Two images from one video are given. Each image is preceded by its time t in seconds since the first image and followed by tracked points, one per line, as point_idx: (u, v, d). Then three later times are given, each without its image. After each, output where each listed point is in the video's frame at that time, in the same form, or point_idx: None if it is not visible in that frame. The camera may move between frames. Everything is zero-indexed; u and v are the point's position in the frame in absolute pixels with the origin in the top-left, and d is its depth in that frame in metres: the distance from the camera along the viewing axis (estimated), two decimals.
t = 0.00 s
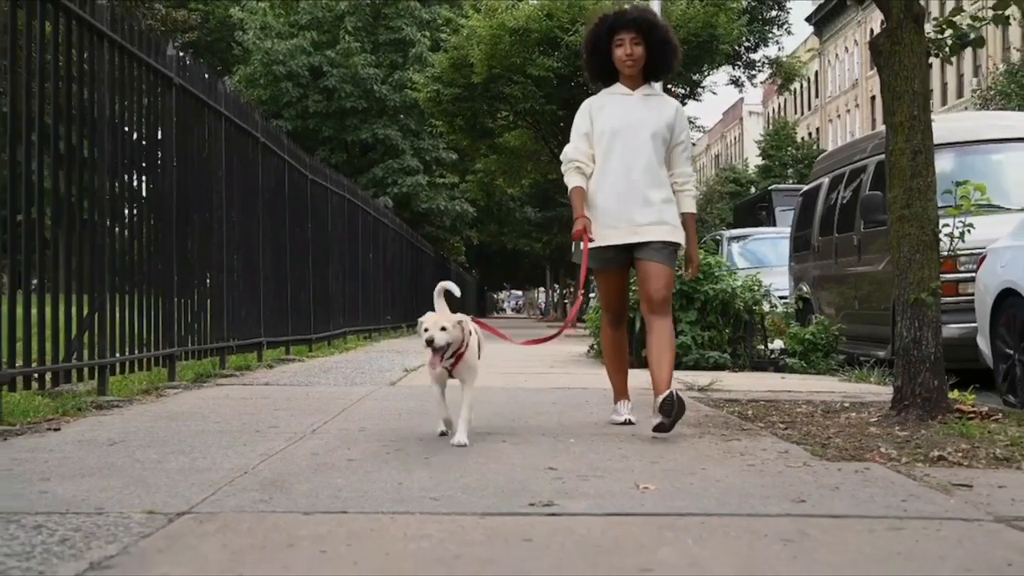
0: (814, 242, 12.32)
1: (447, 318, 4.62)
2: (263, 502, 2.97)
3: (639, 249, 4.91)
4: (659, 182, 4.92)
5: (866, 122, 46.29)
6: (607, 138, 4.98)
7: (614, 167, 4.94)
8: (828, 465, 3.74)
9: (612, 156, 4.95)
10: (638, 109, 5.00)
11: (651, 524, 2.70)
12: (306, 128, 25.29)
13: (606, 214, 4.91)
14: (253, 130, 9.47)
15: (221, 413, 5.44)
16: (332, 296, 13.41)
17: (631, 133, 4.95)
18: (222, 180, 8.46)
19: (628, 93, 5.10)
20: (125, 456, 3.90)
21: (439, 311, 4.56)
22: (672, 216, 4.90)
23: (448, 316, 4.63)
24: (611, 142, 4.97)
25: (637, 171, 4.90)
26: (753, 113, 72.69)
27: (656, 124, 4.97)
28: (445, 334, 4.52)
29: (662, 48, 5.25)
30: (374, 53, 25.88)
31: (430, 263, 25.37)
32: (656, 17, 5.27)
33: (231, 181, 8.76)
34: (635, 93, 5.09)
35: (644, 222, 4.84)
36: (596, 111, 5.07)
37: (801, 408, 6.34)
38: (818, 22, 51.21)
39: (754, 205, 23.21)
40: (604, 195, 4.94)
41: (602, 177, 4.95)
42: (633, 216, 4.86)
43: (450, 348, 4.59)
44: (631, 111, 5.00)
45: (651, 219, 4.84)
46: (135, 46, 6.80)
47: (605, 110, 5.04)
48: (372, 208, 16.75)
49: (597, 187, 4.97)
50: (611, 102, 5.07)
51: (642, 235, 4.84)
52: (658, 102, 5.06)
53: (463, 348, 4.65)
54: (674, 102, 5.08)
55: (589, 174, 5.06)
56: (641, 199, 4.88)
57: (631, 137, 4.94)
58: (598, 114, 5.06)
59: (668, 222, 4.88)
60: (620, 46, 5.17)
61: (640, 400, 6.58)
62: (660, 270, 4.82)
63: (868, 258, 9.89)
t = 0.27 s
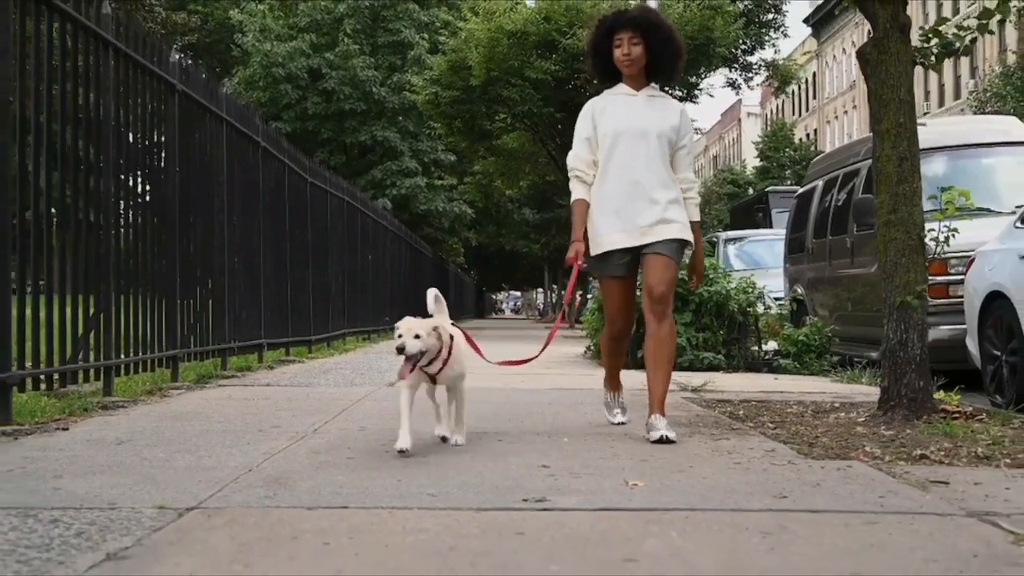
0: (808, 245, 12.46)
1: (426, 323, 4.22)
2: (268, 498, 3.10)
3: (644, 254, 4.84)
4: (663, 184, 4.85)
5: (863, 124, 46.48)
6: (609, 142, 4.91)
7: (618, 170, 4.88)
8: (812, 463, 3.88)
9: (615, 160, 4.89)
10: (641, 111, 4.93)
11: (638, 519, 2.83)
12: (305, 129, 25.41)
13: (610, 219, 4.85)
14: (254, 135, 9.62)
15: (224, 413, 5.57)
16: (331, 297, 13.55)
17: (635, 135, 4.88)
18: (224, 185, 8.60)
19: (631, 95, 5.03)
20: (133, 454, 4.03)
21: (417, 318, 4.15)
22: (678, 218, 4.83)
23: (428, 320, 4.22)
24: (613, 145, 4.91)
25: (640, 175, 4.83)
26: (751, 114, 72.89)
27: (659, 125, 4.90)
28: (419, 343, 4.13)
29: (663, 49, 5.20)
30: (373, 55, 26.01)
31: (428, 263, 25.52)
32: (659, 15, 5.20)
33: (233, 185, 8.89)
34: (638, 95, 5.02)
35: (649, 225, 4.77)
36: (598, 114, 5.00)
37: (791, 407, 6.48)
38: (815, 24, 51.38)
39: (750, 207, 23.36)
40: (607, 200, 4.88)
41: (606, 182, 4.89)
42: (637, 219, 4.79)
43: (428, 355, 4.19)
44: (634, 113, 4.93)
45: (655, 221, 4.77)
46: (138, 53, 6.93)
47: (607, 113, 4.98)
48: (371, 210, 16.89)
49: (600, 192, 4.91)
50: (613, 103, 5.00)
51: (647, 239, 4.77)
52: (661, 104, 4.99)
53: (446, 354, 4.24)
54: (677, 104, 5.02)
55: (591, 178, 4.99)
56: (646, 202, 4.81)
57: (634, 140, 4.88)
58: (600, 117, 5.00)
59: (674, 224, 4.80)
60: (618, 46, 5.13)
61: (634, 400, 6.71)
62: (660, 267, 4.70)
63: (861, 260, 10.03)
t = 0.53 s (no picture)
0: (804, 247, 12.60)
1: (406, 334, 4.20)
2: (277, 496, 3.24)
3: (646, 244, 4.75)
4: (667, 172, 4.76)
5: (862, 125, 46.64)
6: (611, 128, 4.81)
7: (620, 157, 4.77)
8: (800, 463, 4.02)
9: (617, 146, 4.78)
10: (645, 97, 4.82)
11: (631, 516, 2.97)
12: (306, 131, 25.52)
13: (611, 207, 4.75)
14: (257, 139, 9.75)
15: (230, 414, 5.70)
16: (333, 298, 13.69)
17: (638, 121, 4.78)
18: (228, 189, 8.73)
19: (634, 80, 4.92)
20: (143, 454, 4.16)
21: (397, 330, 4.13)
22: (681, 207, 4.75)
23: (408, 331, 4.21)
24: (616, 131, 4.80)
25: (644, 162, 4.73)
26: (751, 115, 73.08)
27: (663, 112, 4.79)
28: (397, 354, 4.12)
29: (664, 32, 5.00)
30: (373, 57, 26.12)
31: (428, 264, 25.67)
32: None
33: (236, 190, 9.02)
34: (642, 80, 4.91)
35: (652, 213, 4.68)
36: (602, 99, 4.89)
37: (784, 408, 6.61)
38: (814, 25, 51.52)
39: (748, 208, 23.50)
40: (609, 187, 4.77)
41: (607, 169, 4.79)
42: (640, 207, 4.69)
43: (405, 367, 4.18)
44: (637, 98, 4.82)
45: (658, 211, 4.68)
46: (145, 61, 7.06)
47: (610, 98, 4.87)
48: (371, 212, 17.01)
49: (602, 179, 4.81)
50: (617, 88, 4.89)
51: (649, 227, 4.67)
52: (666, 89, 4.88)
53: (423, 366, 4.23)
54: (683, 89, 4.91)
55: (593, 165, 4.89)
56: (648, 190, 4.71)
57: (637, 126, 4.77)
58: (604, 103, 4.88)
59: (677, 214, 4.72)
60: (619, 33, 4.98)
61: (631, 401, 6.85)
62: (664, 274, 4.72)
63: (855, 262, 10.16)
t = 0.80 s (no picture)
0: (801, 249, 12.70)
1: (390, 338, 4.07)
2: (284, 494, 3.35)
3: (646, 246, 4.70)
4: (668, 174, 4.70)
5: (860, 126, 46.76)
6: (613, 129, 4.72)
7: (622, 158, 4.68)
8: (792, 462, 4.13)
9: (618, 147, 4.70)
10: (648, 97, 4.74)
11: (626, 513, 3.08)
12: (306, 133, 25.59)
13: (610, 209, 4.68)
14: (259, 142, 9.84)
15: (235, 415, 5.81)
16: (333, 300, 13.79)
17: (640, 123, 4.70)
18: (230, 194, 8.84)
19: (637, 80, 4.84)
20: (151, 454, 4.26)
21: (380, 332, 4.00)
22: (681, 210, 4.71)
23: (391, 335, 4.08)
24: (617, 132, 4.72)
25: (645, 164, 4.66)
26: (749, 115, 73.24)
27: (666, 113, 4.72)
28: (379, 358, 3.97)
29: (665, 32, 4.92)
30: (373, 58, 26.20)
31: (428, 265, 25.79)
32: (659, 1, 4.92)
33: (239, 194, 9.12)
34: (644, 78, 4.82)
35: (652, 218, 4.63)
36: (603, 99, 4.79)
37: (779, 409, 6.71)
38: (813, 26, 51.63)
39: (746, 210, 23.62)
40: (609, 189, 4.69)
41: (608, 171, 4.70)
42: (640, 211, 4.63)
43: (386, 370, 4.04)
44: (640, 99, 4.73)
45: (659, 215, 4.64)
46: (150, 68, 7.16)
47: (612, 98, 4.77)
48: (371, 214, 17.11)
49: (602, 180, 4.72)
50: (619, 88, 4.80)
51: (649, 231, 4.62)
52: (668, 89, 4.81)
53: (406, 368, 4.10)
54: (686, 87, 4.83)
55: (593, 166, 4.81)
56: (649, 193, 4.65)
57: (639, 127, 4.69)
58: (605, 102, 4.79)
59: (676, 218, 4.69)
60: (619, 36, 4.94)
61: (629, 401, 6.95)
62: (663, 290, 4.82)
63: (850, 264, 10.27)
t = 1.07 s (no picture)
0: (794, 252, 12.85)
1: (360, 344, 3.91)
2: (290, 493, 3.49)
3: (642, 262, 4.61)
4: (664, 190, 4.63)
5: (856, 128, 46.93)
6: (609, 142, 4.66)
7: (618, 172, 4.62)
8: (779, 462, 4.27)
9: (614, 161, 4.63)
10: (644, 111, 4.69)
11: (618, 511, 3.22)
12: (303, 135, 25.70)
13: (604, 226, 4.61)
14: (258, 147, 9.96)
15: (237, 416, 5.95)
16: (331, 301, 13.94)
17: (636, 137, 4.64)
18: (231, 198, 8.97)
19: (633, 92, 4.78)
20: (159, 454, 4.40)
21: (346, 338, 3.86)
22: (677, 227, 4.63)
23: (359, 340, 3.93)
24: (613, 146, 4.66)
25: (640, 179, 4.59)
26: (745, 116, 73.49)
27: (662, 127, 4.66)
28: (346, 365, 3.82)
29: (661, 39, 4.83)
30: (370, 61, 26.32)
31: (425, 267, 25.95)
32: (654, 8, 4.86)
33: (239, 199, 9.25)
34: (640, 92, 4.77)
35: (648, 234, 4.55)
36: (598, 113, 4.74)
37: (770, 410, 6.86)
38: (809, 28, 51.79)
39: (741, 212, 23.77)
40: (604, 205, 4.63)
41: (603, 185, 4.63)
42: (635, 226, 4.55)
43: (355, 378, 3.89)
44: (636, 112, 4.68)
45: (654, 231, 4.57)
46: (155, 77, 7.29)
47: (608, 110, 4.72)
48: (369, 216, 17.24)
49: (596, 195, 4.66)
50: (615, 101, 4.74)
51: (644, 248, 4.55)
52: (665, 102, 4.76)
53: (375, 375, 3.93)
54: (683, 101, 4.77)
55: (589, 182, 4.76)
56: (645, 209, 4.58)
57: (635, 141, 4.63)
58: (601, 115, 4.73)
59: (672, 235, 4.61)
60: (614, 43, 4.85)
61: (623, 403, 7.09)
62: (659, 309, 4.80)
63: (842, 267, 10.41)
